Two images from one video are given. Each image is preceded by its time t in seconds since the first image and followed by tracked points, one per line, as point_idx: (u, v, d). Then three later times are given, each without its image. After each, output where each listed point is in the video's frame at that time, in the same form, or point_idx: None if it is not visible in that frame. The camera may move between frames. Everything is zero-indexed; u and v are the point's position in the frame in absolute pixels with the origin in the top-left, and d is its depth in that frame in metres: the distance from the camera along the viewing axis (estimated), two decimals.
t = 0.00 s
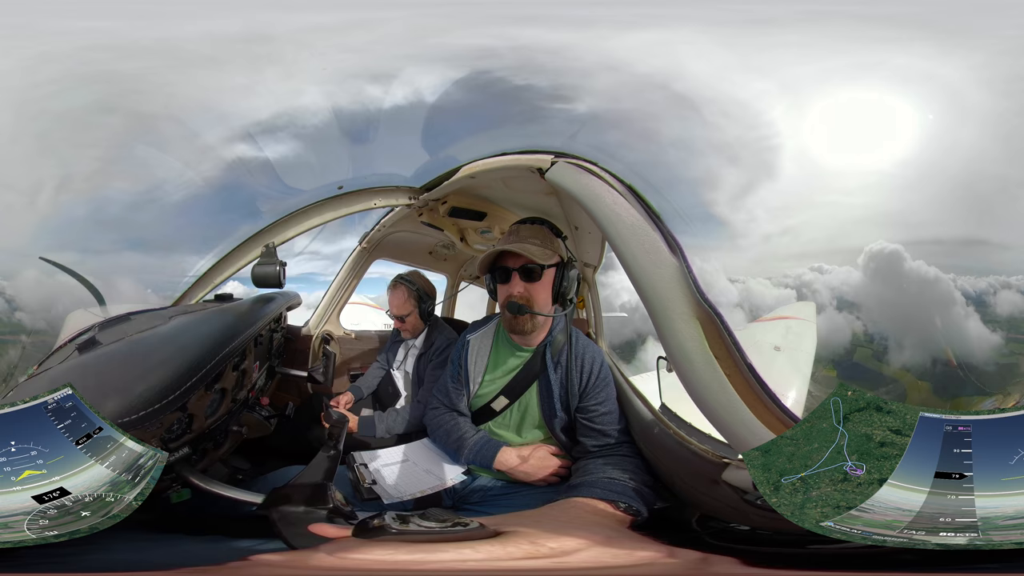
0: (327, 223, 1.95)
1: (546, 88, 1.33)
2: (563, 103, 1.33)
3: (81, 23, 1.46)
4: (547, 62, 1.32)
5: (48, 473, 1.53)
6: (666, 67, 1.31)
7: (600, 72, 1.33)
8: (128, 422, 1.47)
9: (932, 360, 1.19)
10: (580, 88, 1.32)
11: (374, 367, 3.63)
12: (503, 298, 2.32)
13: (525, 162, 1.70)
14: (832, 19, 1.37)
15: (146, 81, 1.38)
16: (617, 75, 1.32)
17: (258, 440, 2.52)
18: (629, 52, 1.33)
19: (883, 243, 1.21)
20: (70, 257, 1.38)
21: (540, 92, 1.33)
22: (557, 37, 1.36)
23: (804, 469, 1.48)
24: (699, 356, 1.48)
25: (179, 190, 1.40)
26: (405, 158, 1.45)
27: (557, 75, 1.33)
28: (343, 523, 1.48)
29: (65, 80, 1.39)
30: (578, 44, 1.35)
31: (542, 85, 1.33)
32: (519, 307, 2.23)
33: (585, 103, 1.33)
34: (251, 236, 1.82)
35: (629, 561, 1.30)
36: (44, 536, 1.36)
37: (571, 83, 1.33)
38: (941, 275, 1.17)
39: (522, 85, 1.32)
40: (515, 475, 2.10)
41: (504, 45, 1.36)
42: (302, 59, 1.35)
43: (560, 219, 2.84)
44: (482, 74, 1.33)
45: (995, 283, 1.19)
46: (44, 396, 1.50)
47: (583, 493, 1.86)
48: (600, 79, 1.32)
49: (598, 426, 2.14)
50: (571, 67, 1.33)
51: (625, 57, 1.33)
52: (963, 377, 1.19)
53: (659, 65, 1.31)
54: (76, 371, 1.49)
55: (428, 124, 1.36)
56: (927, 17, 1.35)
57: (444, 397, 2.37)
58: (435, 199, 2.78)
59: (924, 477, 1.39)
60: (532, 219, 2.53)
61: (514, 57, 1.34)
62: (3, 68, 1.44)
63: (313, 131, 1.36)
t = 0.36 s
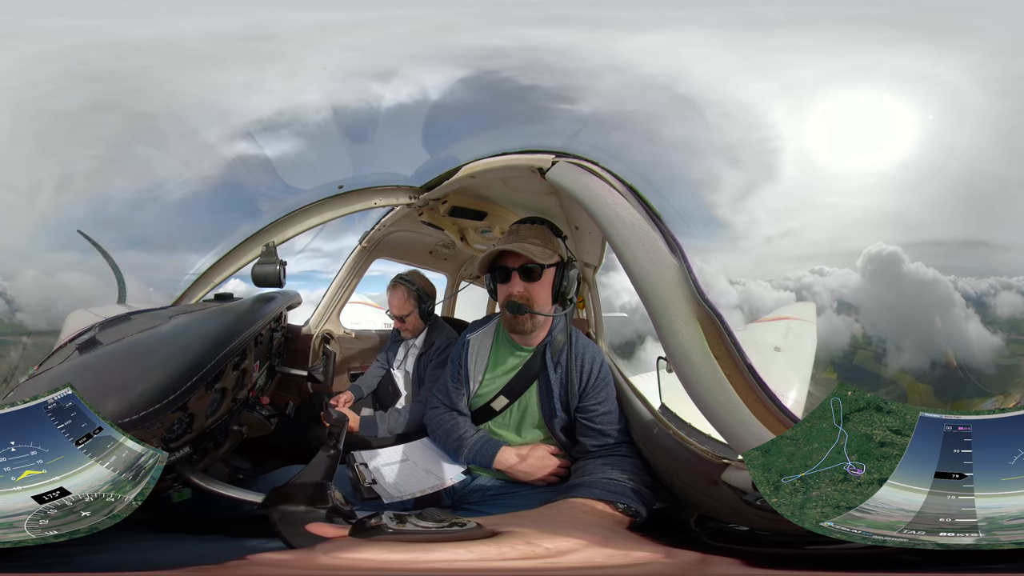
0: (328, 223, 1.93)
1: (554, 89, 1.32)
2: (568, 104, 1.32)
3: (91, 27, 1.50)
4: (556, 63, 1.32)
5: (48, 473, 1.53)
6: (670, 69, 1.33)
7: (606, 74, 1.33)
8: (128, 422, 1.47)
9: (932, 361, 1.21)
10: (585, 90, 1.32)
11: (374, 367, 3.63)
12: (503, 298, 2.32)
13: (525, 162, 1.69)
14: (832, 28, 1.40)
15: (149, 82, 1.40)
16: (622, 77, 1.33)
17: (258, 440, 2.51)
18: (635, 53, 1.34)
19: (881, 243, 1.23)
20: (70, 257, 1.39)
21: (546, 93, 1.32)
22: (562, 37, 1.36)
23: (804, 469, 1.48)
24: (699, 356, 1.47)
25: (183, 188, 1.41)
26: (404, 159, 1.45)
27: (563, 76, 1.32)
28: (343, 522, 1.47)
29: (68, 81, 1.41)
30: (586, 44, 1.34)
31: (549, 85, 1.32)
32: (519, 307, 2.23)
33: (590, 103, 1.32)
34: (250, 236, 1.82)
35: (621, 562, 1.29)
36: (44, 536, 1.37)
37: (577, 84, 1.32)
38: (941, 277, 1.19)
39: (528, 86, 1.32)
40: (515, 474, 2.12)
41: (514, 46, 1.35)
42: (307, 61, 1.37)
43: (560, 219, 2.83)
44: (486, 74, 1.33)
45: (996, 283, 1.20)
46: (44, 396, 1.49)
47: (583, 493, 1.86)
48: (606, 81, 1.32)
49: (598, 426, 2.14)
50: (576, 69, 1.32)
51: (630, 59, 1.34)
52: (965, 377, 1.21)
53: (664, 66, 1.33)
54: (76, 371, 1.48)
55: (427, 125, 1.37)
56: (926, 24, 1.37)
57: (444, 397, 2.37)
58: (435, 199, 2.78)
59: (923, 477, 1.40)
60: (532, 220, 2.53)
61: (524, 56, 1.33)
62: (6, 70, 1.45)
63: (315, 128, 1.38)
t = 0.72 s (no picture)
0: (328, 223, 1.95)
1: (559, 90, 1.35)
2: (572, 104, 1.34)
3: (97, 30, 1.52)
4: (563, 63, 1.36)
5: (48, 473, 1.54)
6: (674, 70, 1.35)
7: (612, 75, 1.35)
8: (129, 422, 1.47)
9: (933, 362, 1.21)
10: (590, 91, 1.34)
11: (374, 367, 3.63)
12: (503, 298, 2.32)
13: (525, 162, 1.69)
14: (834, 31, 1.41)
15: (156, 84, 1.42)
16: (627, 78, 1.35)
17: (258, 441, 2.50)
18: (639, 55, 1.37)
19: (876, 246, 1.23)
20: (70, 256, 1.39)
21: (551, 93, 1.35)
22: (566, 40, 1.40)
23: (804, 469, 1.47)
24: (699, 356, 1.46)
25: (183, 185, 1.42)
26: (404, 158, 1.45)
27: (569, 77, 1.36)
28: (342, 522, 1.47)
29: (69, 79, 1.44)
30: (596, 47, 1.38)
31: (554, 85, 1.35)
32: (520, 307, 2.22)
33: (597, 104, 1.34)
34: (251, 237, 1.81)
35: (623, 562, 1.30)
36: (44, 536, 1.38)
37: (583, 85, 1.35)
38: (938, 278, 1.20)
39: (534, 86, 1.34)
40: (515, 473, 2.12)
41: (524, 45, 1.39)
42: (317, 66, 1.41)
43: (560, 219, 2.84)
44: (492, 74, 1.35)
45: (997, 284, 1.21)
46: (44, 396, 1.49)
47: (585, 493, 1.86)
48: (612, 82, 1.35)
49: (599, 426, 2.14)
50: (586, 69, 1.36)
51: (637, 61, 1.36)
52: (966, 377, 1.21)
53: (668, 68, 1.36)
54: (76, 371, 1.48)
55: (427, 125, 1.38)
56: (927, 29, 1.38)
57: (444, 396, 2.37)
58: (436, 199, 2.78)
59: (923, 477, 1.40)
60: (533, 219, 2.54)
61: (532, 56, 1.37)
62: (12, 71, 1.46)
63: (317, 127, 1.39)
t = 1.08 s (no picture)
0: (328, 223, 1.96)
1: (563, 91, 1.35)
2: (576, 105, 1.34)
3: (102, 30, 1.53)
4: (567, 64, 1.36)
5: (48, 473, 1.53)
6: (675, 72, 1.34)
7: (615, 76, 1.35)
8: (128, 422, 1.47)
9: (932, 363, 1.22)
10: (592, 92, 1.34)
11: (374, 367, 3.63)
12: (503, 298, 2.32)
13: (525, 162, 1.69)
14: (834, 32, 1.41)
15: (159, 84, 1.43)
16: (630, 80, 1.35)
17: (257, 441, 2.50)
18: (642, 56, 1.37)
19: (873, 248, 1.23)
20: (70, 256, 1.39)
21: (555, 93, 1.35)
22: (566, 41, 1.40)
23: (804, 469, 1.48)
24: (698, 356, 1.45)
25: (183, 184, 1.42)
26: (404, 156, 1.45)
27: (573, 78, 1.35)
28: (342, 524, 1.47)
29: (70, 80, 1.45)
30: (601, 48, 1.38)
31: (557, 86, 1.35)
32: (520, 306, 2.22)
33: (599, 105, 1.34)
34: (250, 237, 1.80)
35: (640, 564, 1.28)
36: (44, 536, 1.36)
37: (585, 86, 1.35)
38: (936, 280, 1.20)
39: (538, 86, 1.35)
40: (515, 473, 2.12)
41: (531, 46, 1.39)
42: (317, 65, 1.40)
43: (561, 220, 2.84)
44: (494, 74, 1.35)
45: (997, 285, 1.21)
46: (44, 396, 1.49)
47: (585, 494, 1.86)
48: (615, 83, 1.35)
49: (599, 426, 2.14)
50: (590, 70, 1.36)
51: (640, 63, 1.36)
52: (966, 378, 1.21)
53: (669, 69, 1.35)
54: (76, 371, 1.48)
55: (427, 124, 1.37)
56: (924, 30, 1.39)
57: (444, 396, 2.37)
58: (436, 199, 2.78)
59: (923, 477, 1.39)
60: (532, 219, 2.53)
61: (538, 56, 1.37)
62: (16, 72, 1.47)
63: (317, 125, 1.39)
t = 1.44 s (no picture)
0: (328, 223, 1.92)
1: (566, 91, 1.34)
2: (579, 107, 1.34)
3: (104, 30, 1.53)
4: (576, 65, 1.35)
5: (48, 473, 1.52)
6: (677, 74, 1.34)
7: (620, 79, 1.35)
8: (129, 422, 1.47)
9: (935, 365, 1.21)
10: (595, 94, 1.34)
11: (374, 368, 3.63)
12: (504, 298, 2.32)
13: (525, 162, 1.68)
14: (834, 34, 1.41)
15: (161, 84, 1.43)
16: (634, 83, 1.35)
17: (257, 441, 2.49)
18: (649, 59, 1.36)
19: (870, 250, 1.23)
20: (70, 255, 1.38)
21: (558, 94, 1.34)
22: (573, 41, 1.38)
23: (804, 469, 1.48)
24: (698, 356, 1.45)
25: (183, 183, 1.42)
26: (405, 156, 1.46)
27: (577, 80, 1.34)
28: (342, 527, 1.46)
29: (69, 80, 1.45)
30: (609, 50, 1.37)
31: (562, 86, 1.34)
32: (521, 307, 2.21)
33: (602, 107, 1.34)
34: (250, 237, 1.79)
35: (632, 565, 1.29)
36: (44, 536, 1.36)
37: (588, 88, 1.35)
38: (933, 282, 1.20)
39: (542, 87, 1.34)
40: (515, 474, 2.11)
41: (542, 46, 1.39)
42: (319, 66, 1.40)
43: (562, 221, 2.84)
44: (496, 74, 1.34)
45: (996, 287, 1.21)
46: (44, 396, 1.50)
47: (586, 495, 1.86)
48: (619, 86, 1.35)
49: (599, 426, 2.14)
50: (595, 71, 1.35)
51: (644, 65, 1.36)
52: (965, 378, 1.22)
53: (672, 71, 1.34)
54: (76, 371, 1.49)
55: (427, 125, 1.38)
56: (923, 32, 1.39)
57: (444, 396, 2.37)
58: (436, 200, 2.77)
59: (924, 477, 1.40)
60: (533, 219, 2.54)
61: (546, 57, 1.36)
62: (15, 72, 1.47)
63: (318, 123, 1.38)
